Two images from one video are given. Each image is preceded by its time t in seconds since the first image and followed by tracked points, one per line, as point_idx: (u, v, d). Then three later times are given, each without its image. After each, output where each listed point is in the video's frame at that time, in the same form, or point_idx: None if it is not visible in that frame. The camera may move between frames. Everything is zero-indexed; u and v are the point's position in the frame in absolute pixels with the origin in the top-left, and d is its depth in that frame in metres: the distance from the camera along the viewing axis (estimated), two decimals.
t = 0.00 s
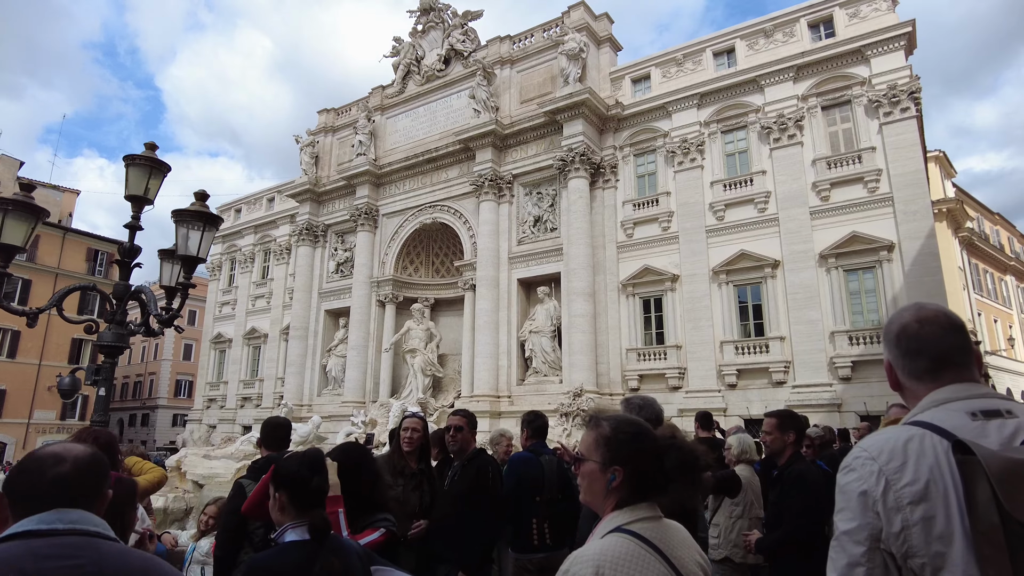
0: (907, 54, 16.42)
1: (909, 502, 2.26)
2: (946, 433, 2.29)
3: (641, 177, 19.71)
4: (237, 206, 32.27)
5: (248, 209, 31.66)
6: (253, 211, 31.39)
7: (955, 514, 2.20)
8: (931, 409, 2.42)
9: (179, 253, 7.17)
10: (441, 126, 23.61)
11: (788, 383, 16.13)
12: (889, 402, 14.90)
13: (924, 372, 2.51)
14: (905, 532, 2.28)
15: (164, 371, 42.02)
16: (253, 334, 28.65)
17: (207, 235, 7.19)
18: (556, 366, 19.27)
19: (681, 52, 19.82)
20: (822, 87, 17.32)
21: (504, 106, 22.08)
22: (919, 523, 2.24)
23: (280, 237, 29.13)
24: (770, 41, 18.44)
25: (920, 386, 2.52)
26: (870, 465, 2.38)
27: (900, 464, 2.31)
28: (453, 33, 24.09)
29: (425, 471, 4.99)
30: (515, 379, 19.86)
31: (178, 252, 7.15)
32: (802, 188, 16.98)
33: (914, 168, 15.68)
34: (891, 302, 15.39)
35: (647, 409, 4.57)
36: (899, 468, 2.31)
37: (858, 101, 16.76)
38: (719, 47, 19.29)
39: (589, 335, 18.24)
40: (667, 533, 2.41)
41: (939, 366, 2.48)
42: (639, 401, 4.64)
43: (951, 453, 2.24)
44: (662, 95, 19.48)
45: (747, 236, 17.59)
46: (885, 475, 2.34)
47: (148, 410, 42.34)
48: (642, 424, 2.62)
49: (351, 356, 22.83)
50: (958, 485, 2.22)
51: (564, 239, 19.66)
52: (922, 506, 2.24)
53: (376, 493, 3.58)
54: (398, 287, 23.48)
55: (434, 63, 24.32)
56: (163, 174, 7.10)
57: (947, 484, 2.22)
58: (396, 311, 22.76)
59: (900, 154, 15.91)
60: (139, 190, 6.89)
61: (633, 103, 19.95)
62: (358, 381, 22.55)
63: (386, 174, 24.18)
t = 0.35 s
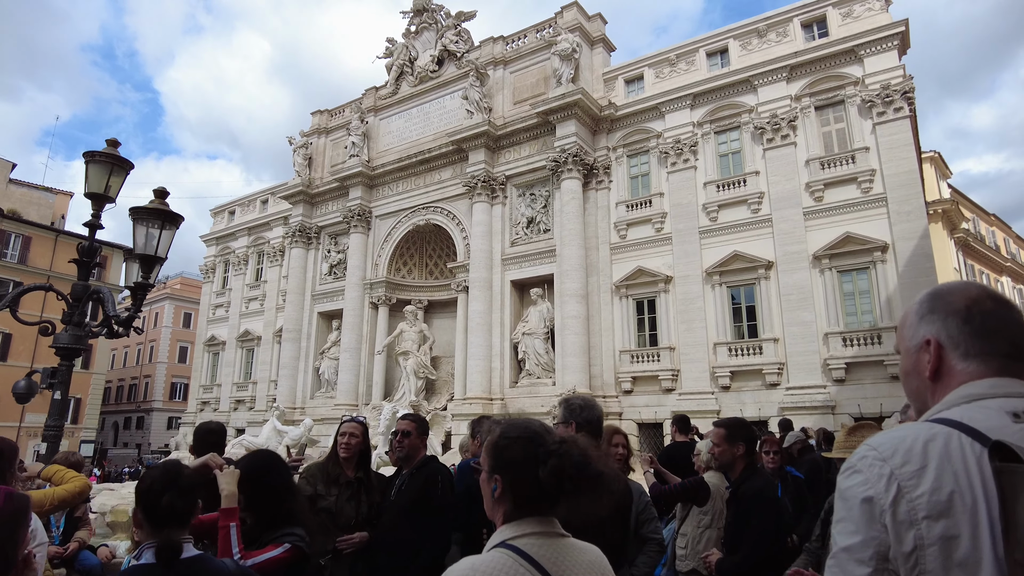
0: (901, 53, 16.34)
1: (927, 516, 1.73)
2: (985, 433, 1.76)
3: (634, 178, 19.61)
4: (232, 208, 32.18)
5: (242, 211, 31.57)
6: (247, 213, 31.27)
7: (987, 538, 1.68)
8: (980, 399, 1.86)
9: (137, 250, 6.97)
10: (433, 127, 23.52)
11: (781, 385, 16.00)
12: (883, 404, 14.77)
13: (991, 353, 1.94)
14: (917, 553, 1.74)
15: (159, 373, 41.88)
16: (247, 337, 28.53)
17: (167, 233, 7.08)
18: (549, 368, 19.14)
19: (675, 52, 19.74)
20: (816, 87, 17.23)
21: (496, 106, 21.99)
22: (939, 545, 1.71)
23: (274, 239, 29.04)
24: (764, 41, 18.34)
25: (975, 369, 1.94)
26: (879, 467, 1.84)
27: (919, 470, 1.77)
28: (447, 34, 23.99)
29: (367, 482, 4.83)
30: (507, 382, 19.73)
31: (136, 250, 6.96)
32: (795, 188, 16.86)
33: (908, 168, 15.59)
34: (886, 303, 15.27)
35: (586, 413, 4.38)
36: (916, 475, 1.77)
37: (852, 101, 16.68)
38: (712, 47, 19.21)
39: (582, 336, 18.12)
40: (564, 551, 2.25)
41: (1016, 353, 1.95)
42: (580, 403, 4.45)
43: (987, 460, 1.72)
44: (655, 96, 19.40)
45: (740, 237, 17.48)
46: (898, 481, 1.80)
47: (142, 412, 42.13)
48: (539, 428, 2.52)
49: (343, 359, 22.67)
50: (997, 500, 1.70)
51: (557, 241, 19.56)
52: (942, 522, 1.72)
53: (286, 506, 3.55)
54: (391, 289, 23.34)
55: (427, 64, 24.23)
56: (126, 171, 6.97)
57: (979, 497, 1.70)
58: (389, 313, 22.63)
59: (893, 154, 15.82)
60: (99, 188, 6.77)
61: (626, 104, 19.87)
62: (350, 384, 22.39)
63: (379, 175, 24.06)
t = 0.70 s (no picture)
0: (897, 50, 16.20)
1: (873, 515, 1.37)
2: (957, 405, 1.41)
3: (629, 176, 19.46)
4: (227, 206, 32.05)
5: (237, 209, 31.44)
6: (242, 211, 31.13)
7: (948, 543, 1.33)
8: (951, 355, 1.52)
9: (89, 238, 6.79)
10: (428, 125, 23.38)
11: (776, 385, 15.84)
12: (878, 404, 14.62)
13: (968, 297, 1.61)
14: (854, 565, 1.38)
15: (156, 373, 41.73)
16: (241, 336, 28.40)
17: (120, 220, 6.90)
18: (542, 367, 18.98)
19: (670, 49, 19.59)
20: (812, 84, 17.09)
21: (491, 104, 21.85)
22: (879, 555, 1.36)
23: (269, 237, 28.91)
24: (759, 38, 18.20)
25: (951, 317, 1.61)
26: (811, 447, 1.45)
27: (865, 451, 1.40)
28: (442, 31, 23.84)
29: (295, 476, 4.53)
30: (501, 381, 19.57)
31: (87, 237, 6.78)
32: (791, 186, 16.72)
33: (903, 166, 15.44)
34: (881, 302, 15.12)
35: (511, 403, 4.07)
36: (861, 458, 1.40)
37: (848, 99, 16.53)
38: (708, 44, 19.06)
39: (575, 335, 17.97)
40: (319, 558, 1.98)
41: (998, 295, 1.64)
42: (503, 393, 4.12)
43: (955, 439, 1.38)
44: (650, 93, 19.25)
45: (735, 236, 17.33)
46: (835, 469, 1.41)
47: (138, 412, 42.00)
48: (324, 411, 2.28)
49: (337, 358, 22.51)
50: (962, 493, 1.36)
51: (551, 239, 19.41)
52: (891, 522, 1.36)
53: (164, 499, 3.15)
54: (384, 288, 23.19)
55: (422, 61, 24.06)
56: (83, 157, 6.83)
57: (935, 490, 1.36)
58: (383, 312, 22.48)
59: (889, 152, 15.67)
60: (53, 174, 6.63)
61: (621, 101, 19.72)
62: (343, 383, 22.24)
63: (373, 173, 23.93)
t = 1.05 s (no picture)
0: (886, 47, 16.09)
1: None
2: (670, 457, 1.10)
3: (618, 174, 19.31)
4: (216, 205, 31.82)
5: (226, 208, 31.22)
6: (231, 210, 30.91)
7: None
8: (685, 376, 1.28)
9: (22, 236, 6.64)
10: (417, 122, 23.19)
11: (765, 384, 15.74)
12: (866, 403, 14.54)
13: (720, 295, 1.43)
14: None
15: (146, 372, 41.40)
16: (230, 335, 28.18)
17: (57, 216, 6.75)
18: (531, 366, 18.84)
19: (659, 46, 19.43)
20: (801, 81, 16.97)
21: (480, 101, 21.68)
22: None
23: (258, 236, 28.71)
24: (749, 35, 18.06)
25: (702, 319, 1.41)
26: (454, 518, 1.17)
27: (513, 528, 1.11)
28: (431, 28, 23.65)
29: (197, 486, 4.56)
30: (489, 380, 19.42)
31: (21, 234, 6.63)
32: (780, 184, 16.60)
33: (892, 164, 15.34)
34: (870, 300, 15.05)
35: (434, 409, 4.15)
36: (506, 539, 1.11)
37: (837, 96, 16.42)
38: (697, 40, 18.91)
39: (563, 335, 17.83)
40: None
41: (757, 298, 1.47)
42: (428, 400, 4.20)
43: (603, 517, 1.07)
44: (639, 90, 19.11)
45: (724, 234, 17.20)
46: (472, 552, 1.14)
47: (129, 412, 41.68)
48: None
49: (325, 357, 22.32)
50: None
51: (539, 237, 19.27)
52: None
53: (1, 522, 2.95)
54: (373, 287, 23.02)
55: (411, 58, 23.85)
56: (22, 151, 6.68)
57: None
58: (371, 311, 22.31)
59: (878, 149, 15.57)
60: None
61: (610, 98, 19.56)
62: (331, 383, 22.06)
63: (362, 171, 23.74)
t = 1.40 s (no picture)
0: (873, 47, 16.03)
1: None
2: None
3: (605, 174, 19.17)
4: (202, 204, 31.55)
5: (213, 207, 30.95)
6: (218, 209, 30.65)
7: None
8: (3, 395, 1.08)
9: None
10: (404, 121, 23.01)
11: (750, 385, 15.63)
12: (852, 404, 14.45)
13: (115, 286, 1.23)
14: None
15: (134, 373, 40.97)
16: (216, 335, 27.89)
17: None
18: (517, 367, 18.68)
19: (646, 45, 19.32)
20: (788, 81, 16.89)
21: (467, 100, 21.52)
22: None
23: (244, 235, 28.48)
24: (736, 34, 17.97)
25: (87, 312, 1.24)
26: None
27: None
28: (418, 26, 23.48)
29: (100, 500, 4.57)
30: (475, 381, 19.24)
31: None
32: (766, 184, 16.49)
33: (878, 164, 15.27)
34: (856, 301, 14.95)
35: (330, 415, 3.93)
36: None
37: (823, 95, 16.34)
38: (685, 40, 18.79)
39: (549, 335, 17.68)
40: None
41: (172, 284, 1.24)
42: (322, 404, 3.94)
43: None
44: (626, 89, 18.99)
45: (710, 233, 17.11)
46: None
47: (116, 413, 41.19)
48: None
49: (310, 358, 22.10)
50: None
51: (526, 237, 19.12)
52: None
53: None
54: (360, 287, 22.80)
55: (398, 57, 23.66)
56: None
57: None
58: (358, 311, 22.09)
59: (864, 149, 15.49)
60: None
61: (597, 97, 19.44)
62: (317, 383, 21.85)
63: (349, 170, 23.54)
